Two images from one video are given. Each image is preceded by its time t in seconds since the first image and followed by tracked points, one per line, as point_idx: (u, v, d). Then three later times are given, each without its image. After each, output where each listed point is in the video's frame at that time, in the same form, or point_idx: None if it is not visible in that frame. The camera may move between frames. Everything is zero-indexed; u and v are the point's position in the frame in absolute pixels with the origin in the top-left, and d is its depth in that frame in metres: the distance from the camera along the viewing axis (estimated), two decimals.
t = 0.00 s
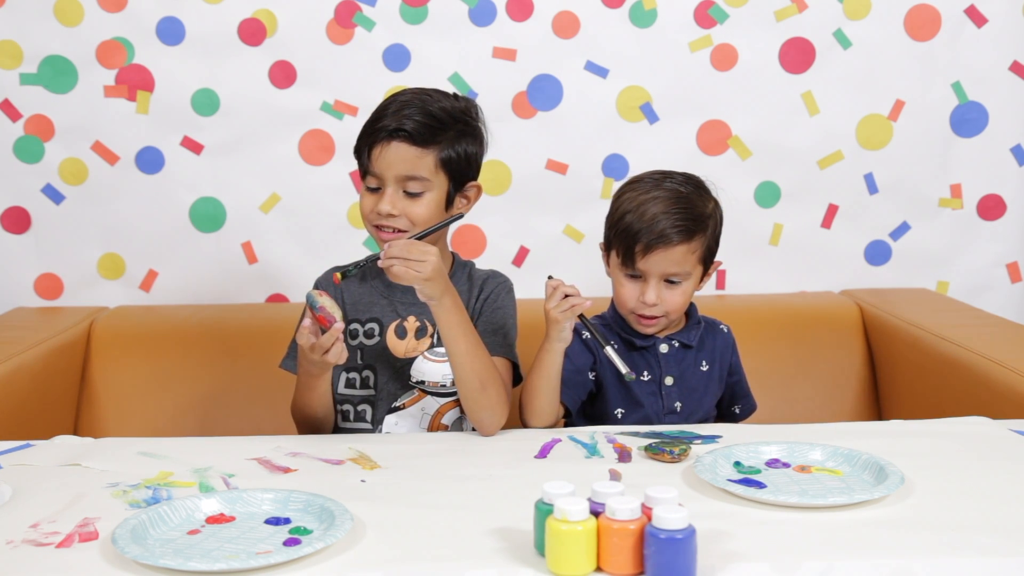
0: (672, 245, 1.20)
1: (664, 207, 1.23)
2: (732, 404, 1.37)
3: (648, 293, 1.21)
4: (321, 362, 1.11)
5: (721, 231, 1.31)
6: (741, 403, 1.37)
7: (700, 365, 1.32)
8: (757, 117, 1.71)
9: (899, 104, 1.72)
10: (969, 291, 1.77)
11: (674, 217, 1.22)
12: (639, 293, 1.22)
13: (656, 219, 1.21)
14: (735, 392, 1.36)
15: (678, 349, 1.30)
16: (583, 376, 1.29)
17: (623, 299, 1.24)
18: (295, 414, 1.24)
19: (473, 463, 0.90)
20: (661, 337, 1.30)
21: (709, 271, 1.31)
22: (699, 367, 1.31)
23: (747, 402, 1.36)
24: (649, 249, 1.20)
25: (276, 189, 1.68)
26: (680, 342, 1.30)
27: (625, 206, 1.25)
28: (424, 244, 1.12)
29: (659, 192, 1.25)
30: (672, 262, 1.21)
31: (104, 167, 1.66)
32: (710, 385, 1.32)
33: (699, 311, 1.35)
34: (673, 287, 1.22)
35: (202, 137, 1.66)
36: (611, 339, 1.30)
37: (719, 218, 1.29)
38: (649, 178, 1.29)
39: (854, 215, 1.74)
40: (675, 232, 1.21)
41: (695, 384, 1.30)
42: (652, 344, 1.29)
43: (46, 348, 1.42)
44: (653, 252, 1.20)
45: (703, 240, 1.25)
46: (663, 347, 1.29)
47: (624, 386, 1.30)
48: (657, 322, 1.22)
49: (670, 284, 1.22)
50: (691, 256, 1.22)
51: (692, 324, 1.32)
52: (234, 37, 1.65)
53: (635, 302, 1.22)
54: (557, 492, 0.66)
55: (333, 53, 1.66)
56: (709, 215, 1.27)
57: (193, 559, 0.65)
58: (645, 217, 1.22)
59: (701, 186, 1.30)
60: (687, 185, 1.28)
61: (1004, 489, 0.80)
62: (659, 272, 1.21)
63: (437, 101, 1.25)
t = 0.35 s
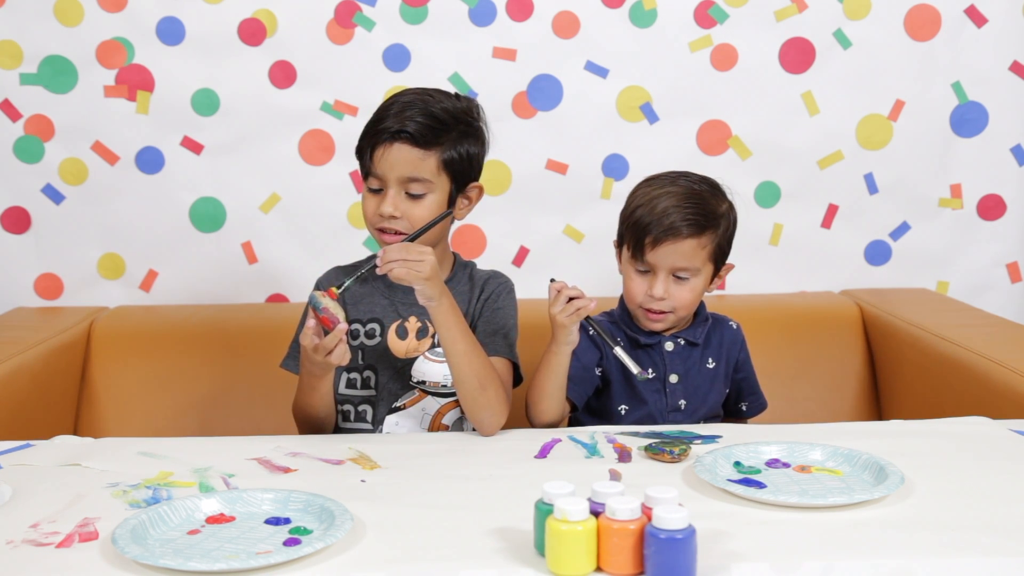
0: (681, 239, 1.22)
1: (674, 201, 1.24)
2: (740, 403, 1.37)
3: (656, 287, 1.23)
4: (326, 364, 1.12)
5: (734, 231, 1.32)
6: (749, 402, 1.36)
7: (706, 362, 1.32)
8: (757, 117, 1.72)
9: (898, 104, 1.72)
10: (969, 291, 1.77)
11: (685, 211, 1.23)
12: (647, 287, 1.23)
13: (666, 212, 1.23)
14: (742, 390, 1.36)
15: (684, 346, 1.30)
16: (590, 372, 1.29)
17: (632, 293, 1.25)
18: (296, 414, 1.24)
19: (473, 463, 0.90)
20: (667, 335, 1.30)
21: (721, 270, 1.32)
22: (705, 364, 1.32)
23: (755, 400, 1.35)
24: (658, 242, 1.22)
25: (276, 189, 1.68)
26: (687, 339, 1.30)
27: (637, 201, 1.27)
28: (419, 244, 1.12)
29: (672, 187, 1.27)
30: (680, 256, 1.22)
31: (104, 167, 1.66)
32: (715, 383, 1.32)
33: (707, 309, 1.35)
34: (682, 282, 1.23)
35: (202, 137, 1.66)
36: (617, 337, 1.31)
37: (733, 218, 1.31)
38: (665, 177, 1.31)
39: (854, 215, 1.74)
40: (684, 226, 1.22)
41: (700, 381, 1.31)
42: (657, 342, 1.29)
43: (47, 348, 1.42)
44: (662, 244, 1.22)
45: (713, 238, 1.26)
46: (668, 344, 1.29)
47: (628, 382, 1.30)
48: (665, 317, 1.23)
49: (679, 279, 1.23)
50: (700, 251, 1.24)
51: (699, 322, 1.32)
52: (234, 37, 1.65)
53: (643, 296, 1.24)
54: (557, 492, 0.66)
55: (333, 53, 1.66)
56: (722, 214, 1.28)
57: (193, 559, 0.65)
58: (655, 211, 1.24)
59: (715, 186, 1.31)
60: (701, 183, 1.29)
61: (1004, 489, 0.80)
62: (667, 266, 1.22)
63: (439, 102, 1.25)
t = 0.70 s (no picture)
0: (683, 221, 1.24)
1: (677, 187, 1.27)
2: (746, 395, 1.38)
3: (659, 270, 1.25)
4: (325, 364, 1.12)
5: (741, 228, 1.34)
6: (755, 395, 1.37)
7: (710, 359, 1.32)
8: (757, 117, 1.72)
9: (898, 104, 1.72)
10: (969, 291, 1.77)
11: (688, 197, 1.26)
12: (650, 271, 1.26)
13: (669, 197, 1.26)
14: (749, 382, 1.37)
15: (687, 344, 1.30)
16: (594, 370, 1.29)
17: (635, 279, 1.27)
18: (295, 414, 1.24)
19: (473, 463, 0.90)
20: (670, 334, 1.30)
21: (727, 265, 1.34)
22: (708, 360, 1.32)
23: (762, 394, 1.36)
24: (661, 224, 1.25)
25: (276, 189, 1.68)
26: (689, 337, 1.30)
27: (643, 191, 1.30)
28: (419, 241, 1.12)
29: (676, 177, 1.30)
30: (683, 239, 1.25)
31: (103, 167, 1.66)
32: (719, 379, 1.32)
33: (710, 305, 1.35)
34: (684, 266, 1.26)
35: (202, 137, 1.66)
36: (620, 335, 1.31)
37: (739, 213, 1.33)
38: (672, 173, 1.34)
39: (854, 215, 1.74)
40: (686, 210, 1.25)
41: (703, 378, 1.31)
42: (659, 340, 1.29)
43: (47, 348, 1.42)
44: (665, 226, 1.24)
45: (716, 227, 1.28)
46: (671, 343, 1.29)
47: (631, 380, 1.30)
48: (668, 302, 1.25)
49: (681, 263, 1.25)
50: (703, 235, 1.26)
51: (702, 319, 1.32)
52: (234, 37, 1.65)
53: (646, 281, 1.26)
54: (557, 492, 0.66)
55: (333, 53, 1.66)
56: (726, 207, 1.30)
57: (193, 560, 0.64)
58: (658, 196, 1.27)
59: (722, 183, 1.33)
60: (708, 178, 1.32)
61: (1004, 489, 0.80)
62: (670, 249, 1.25)
63: (437, 102, 1.25)
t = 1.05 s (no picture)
0: (686, 219, 1.25)
1: (678, 186, 1.27)
2: (746, 393, 1.38)
3: (662, 268, 1.25)
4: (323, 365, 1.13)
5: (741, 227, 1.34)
6: (756, 393, 1.37)
7: (710, 358, 1.32)
8: (757, 117, 1.72)
9: (898, 104, 1.72)
10: (969, 291, 1.77)
11: (690, 195, 1.26)
12: (654, 270, 1.25)
13: (671, 196, 1.26)
14: (748, 379, 1.37)
15: (687, 344, 1.30)
16: (593, 373, 1.29)
17: (638, 278, 1.27)
18: (295, 414, 1.24)
19: (473, 463, 0.90)
20: (669, 334, 1.31)
21: (729, 264, 1.34)
22: (708, 360, 1.32)
23: (762, 392, 1.36)
24: (664, 222, 1.24)
25: (276, 189, 1.68)
26: (689, 337, 1.30)
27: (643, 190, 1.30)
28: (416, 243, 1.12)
29: (676, 177, 1.30)
30: (686, 238, 1.25)
31: (103, 167, 1.66)
32: (720, 378, 1.32)
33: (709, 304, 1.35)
34: (687, 265, 1.26)
35: (202, 137, 1.66)
36: (619, 337, 1.31)
37: (739, 211, 1.33)
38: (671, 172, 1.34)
39: (854, 215, 1.74)
40: (688, 208, 1.25)
41: (704, 377, 1.31)
42: (659, 341, 1.29)
43: (47, 348, 1.42)
44: (668, 225, 1.24)
45: (718, 226, 1.28)
46: (670, 343, 1.29)
47: (631, 382, 1.31)
48: (672, 300, 1.24)
49: (684, 262, 1.25)
50: (705, 234, 1.26)
51: (701, 318, 1.32)
52: (234, 37, 1.65)
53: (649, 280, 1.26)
54: (557, 492, 0.66)
55: (333, 53, 1.66)
56: (727, 205, 1.30)
57: (193, 559, 0.64)
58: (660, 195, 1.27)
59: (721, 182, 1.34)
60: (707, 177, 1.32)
61: (1004, 489, 0.80)
62: (673, 247, 1.25)
63: (435, 102, 1.25)
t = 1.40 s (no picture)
0: (695, 226, 1.23)
1: (684, 191, 1.26)
2: (747, 392, 1.38)
3: (671, 274, 1.23)
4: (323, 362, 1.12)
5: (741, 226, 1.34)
6: (756, 392, 1.38)
7: (711, 357, 1.32)
8: (757, 117, 1.72)
9: (898, 104, 1.72)
10: (969, 291, 1.77)
11: (697, 200, 1.25)
12: (662, 276, 1.24)
13: (678, 201, 1.24)
14: (749, 378, 1.37)
15: (689, 343, 1.30)
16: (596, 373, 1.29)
17: (644, 283, 1.26)
18: (294, 414, 1.24)
19: (473, 463, 0.90)
20: (671, 333, 1.30)
21: (730, 264, 1.33)
22: (710, 359, 1.32)
23: (762, 392, 1.37)
24: (673, 228, 1.23)
25: (276, 189, 1.68)
26: (691, 336, 1.30)
27: (647, 193, 1.29)
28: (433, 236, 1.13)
29: (677, 178, 1.29)
30: (695, 244, 1.24)
31: (103, 167, 1.66)
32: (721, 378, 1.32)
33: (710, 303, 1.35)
34: (695, 271, 1.25)
35: (202, 137, 1.66)
36: (621, 336, 1.31)
37: (741, 212, 1.32)
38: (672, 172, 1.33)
39: (854, 215, 1.74)
40: (697, 214, 1.24)
41: (705, 376, 1.31)
42: (661, 340, 1.29)
43: (47, 348, 1.42)
44: (677, 231, 1.23)
45: (724, 230, 1.27)
46: (673, 343, 1.29)
47: (632, 382, 1.31)
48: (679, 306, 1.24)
49: (692, 268, 1.24)
50: (713, 239, 1.25)
51: (703, 318, 1.32)
52: (234, 37, 1.65)
53: (657, 285, 1.25)
54: (557, 492, 0.66)
55: (333, 53, 1.66)
56: (732, 208, 1.29)
57: (193, 560, 0.64)
58: (666, 199, 1.25)
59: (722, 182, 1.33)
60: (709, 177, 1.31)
61: (1005, 489, 0.80)
62: (682, 254, 1.23)
63: (436, 102, 1.25)
